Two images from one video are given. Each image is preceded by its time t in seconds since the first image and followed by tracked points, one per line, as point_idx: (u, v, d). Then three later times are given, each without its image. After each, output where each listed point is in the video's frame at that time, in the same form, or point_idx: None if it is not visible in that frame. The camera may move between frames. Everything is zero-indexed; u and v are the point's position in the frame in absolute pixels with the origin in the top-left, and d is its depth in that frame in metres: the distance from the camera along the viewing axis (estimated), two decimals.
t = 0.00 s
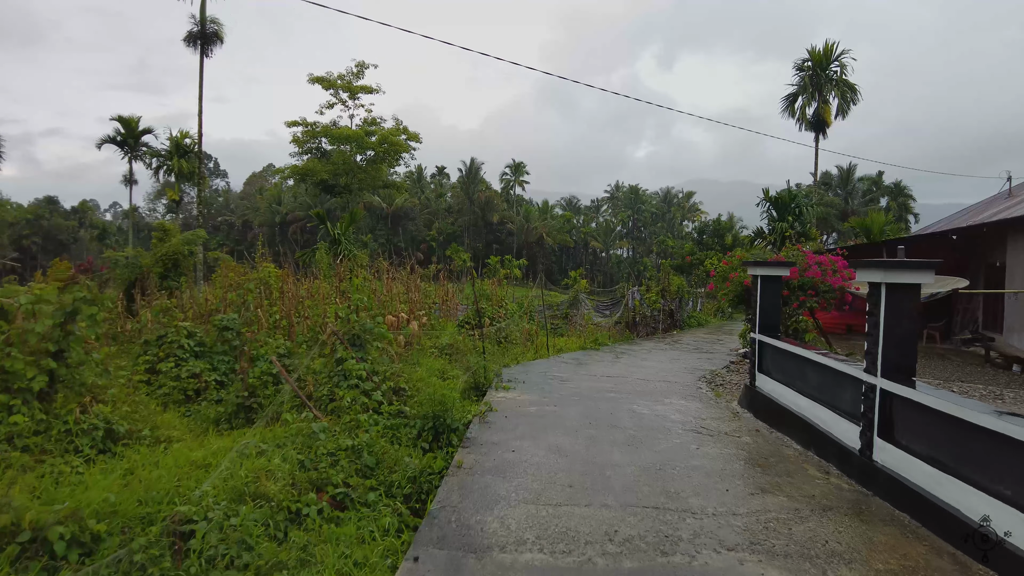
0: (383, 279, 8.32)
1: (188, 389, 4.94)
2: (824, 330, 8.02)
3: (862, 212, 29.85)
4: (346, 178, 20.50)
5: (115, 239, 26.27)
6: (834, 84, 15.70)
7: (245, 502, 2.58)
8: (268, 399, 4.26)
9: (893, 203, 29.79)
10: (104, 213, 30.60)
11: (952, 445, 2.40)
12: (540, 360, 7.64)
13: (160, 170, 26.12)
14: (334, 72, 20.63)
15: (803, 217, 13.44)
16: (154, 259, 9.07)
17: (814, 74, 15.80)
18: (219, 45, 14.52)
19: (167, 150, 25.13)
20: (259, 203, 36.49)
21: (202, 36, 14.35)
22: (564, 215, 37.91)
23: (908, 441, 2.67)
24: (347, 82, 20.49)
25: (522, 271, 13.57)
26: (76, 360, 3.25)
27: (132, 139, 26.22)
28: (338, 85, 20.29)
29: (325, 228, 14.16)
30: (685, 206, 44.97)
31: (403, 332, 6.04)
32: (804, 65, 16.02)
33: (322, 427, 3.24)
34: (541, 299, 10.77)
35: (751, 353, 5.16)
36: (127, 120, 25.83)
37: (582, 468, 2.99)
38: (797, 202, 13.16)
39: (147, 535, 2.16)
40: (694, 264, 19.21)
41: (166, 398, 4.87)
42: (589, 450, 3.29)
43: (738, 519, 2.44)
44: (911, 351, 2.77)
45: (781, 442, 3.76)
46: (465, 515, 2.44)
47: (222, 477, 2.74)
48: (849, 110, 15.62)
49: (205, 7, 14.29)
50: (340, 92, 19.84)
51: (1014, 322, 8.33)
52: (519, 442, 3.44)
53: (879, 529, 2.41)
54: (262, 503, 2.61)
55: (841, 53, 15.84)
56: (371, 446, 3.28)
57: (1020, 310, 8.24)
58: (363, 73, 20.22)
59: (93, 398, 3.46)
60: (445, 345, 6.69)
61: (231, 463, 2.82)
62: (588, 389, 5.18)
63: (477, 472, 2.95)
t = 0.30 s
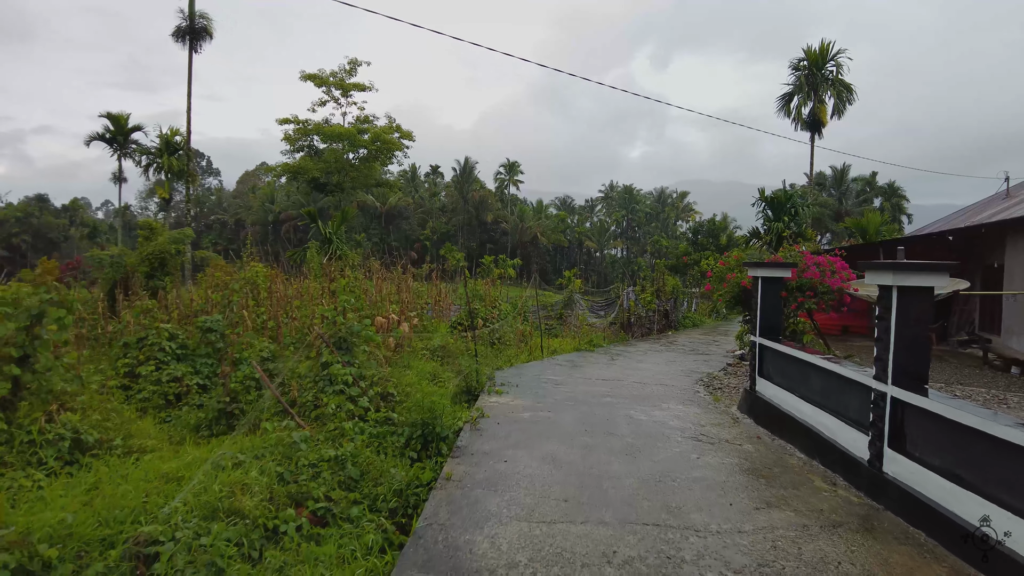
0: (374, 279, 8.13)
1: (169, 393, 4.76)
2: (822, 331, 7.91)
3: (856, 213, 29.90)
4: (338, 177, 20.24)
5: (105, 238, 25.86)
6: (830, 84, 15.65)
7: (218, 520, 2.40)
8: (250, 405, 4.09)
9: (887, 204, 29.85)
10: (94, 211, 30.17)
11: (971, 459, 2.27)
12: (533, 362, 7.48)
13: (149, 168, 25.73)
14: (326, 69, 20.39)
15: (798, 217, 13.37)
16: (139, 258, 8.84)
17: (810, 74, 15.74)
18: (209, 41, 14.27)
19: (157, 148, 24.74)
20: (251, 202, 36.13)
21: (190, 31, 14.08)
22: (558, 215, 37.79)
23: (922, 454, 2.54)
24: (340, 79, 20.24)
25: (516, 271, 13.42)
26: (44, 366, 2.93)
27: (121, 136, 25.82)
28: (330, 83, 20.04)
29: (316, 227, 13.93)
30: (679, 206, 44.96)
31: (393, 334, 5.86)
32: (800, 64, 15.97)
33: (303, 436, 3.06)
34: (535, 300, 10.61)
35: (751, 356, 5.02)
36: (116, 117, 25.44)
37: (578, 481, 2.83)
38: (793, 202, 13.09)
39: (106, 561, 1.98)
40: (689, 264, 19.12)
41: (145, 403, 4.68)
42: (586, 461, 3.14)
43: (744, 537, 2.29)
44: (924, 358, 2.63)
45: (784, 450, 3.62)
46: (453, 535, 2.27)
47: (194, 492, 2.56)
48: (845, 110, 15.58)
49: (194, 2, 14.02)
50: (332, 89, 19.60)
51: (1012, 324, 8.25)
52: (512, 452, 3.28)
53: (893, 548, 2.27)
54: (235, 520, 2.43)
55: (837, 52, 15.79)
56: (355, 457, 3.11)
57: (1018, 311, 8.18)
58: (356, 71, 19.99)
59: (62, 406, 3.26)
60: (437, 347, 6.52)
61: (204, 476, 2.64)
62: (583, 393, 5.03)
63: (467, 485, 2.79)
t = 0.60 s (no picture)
0: (363, 278, 7.94)
1: (146, 397, 4.55)
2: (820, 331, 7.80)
3: (850, 212, 29.94)
4: (329, 175, 20.00)
5: (94, 237, 25.49)
6: (824, 82, 15.59)
7: (182, 536, 2.21)
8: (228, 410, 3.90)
9: (881, 204, 29.88)
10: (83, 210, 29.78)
11: (989, 467, 2.12)
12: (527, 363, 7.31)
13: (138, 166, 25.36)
14: (318, 67, 20.14)
15: (793, 216, 13.28)
16: (123, 257, 8.60)
17: (805, 72, 15.67)
18: (196, 36, 14.02)
19: (146, 146, 24.39)
20: (243, 201, 35.78)
21: (177, 26, 13.82)
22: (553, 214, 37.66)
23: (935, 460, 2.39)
24: (331, 77, 20.00)
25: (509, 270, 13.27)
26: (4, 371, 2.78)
27: (109, 135, 25.43)
28: (321, 80, 19.80)
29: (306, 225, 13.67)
30: (673, 206, 44.93)
31: (381, 335, 5.67)
32: (795, 62, 15.90)
33: (280, 443, 2.88)
34: (529, 299, 10.45)
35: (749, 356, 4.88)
36: (104, 115, 25.04)
37: (571, 490, 2.67)
38: (788, 200, 13.03)
39: None
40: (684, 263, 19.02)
41: (121, 407, 4.47)
42: (579, 468, 2.98)
43: (749, 553, 2.14)
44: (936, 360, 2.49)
45: (786, 455, 3.47)
46: (436, 552, 2.10)
47: (159, 505, 2.36)
48: (840, 108, 15.52)
49: None
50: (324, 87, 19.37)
51: (1011, 323, 8.15)
52: (502, 459, 3.12)
53: (906, 563, 2.13)
54: (201, 536, 2.24)
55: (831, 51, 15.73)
56: (335, 465, 2.93)
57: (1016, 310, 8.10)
58: (348, 68, 19.76)
59: (23, 412, 3.06)
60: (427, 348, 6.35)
61: (171, 488, 2.44)
62: (577, 395, 4.86)
63: (454, 496, 2.62)
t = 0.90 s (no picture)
0: (355, 279, 7.76)
1: (126, 403, 4.35)
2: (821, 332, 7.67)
3: (847, 212, 29.90)
4: (324, 175, 19.79)
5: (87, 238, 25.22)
6: (823, 81, 15.48)
7: (147, 562, 2.03)
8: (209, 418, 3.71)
9: (878, 203, 29.86)
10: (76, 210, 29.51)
11: (1016, 484, 1.97)
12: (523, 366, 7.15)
13: (131, 166, 25.08)
14: (312, 65, 19.94)
15: (792, 215, 13.16)
16: (110, 258, 8.42)
17: (804, 71, 15.56)
18: (187, 33, 13.81)
19: (139, 146, 24.12)
20: (238, 201, 35.51)
21: (168, 23, 13.62)
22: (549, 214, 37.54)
23: (956, 475, 2.24)
24: (326, 75, 19.80)
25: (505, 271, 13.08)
26: None
27: (101, 134, 25.14)
28: (316, 78, 19.61)
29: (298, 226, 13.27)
30: (670, 206, 44.86)
31: (372, 338, 5.50)
32: (793, 61, 15.79)
33: (259, 455, 2.70)
34: (525, 300, 10.29)
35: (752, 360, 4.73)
36: (96, 114, 24.74)
37: (568, 507, 2.51)
38: (787, 199, 12.91)
39: None
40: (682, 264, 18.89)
41: (100, 415, 4.28)
42: (576, 482, 2.83)
43: None
44: (955, 369, 2.33)
45: (794, 465, 3.32)
46: None
47: (124, 526, 2.18)
48: (838, 107, 15.41)
49: None
50: (318, 85, 19.17)
51: (1013, 323, 8.00)
52: (495, 472, 2.95)
53: None
54: (166, 561, 2.04)
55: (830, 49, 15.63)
56: (317, 479, 2.75)
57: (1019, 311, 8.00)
58: (343, 66, 19.57)
59: None
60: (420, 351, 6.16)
61: (138, 507, 2.26)
62: (574, 401, 4.70)
63: (444, 513, 2.46)
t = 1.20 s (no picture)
0: (350, 276, 7.58)
1: (110, 404, 4.16)
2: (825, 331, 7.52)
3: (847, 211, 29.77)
4: (320, 172, 19.58)
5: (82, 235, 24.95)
6: (824, 78, 15.36)
7: None
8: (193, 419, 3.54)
9: (877, 203, 29.75)
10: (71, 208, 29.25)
11: None
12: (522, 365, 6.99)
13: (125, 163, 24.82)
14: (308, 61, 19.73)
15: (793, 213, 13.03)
16: (101, 255, 8.23)
17: (805, 67, 15.41)
18: (181, 27, 13.61)
19: (134, 142, 23.85)
20: (235, 200, 35.27)
21: (161, 17, 13.40)
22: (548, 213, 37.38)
23: (987, 483, 2.09)
24: (322, 71, 19.60)
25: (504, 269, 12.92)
26: None
27: (96, 131, 24.86)
28: (312, 74, 19.41)
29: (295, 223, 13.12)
30: (669, 205, 44.75)
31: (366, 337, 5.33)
32: (794, 58, 15.67)
33: (242, 460, 2.53)
34: (524, 298, 10.13)
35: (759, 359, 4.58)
36: (90, 110, 24.44)
37: (572, 517, 2.35)
38: (788, 197, 12.79)
39: None
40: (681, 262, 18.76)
41: (81, 416, 4.10)
42: (579, 489, 2.66)
43: None
44: (985, 369, 2.18)
45: (806, 469, 3.17)
46: None
47: (91, 539, 2.01)
48: (840, 104, 15.28)
49: None
50: (315, 81, 18.97)
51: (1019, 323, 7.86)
52: (493, 478, 2.79)
53: None
54: None
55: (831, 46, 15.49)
56: (304, 486, 2.59)
57: None
58: (339, 62, 19.37)
59: None
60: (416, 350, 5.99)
61: (108, 517, 2.09)
62: (574, 402, 4.54)
63: (439, 524, 2.30)
